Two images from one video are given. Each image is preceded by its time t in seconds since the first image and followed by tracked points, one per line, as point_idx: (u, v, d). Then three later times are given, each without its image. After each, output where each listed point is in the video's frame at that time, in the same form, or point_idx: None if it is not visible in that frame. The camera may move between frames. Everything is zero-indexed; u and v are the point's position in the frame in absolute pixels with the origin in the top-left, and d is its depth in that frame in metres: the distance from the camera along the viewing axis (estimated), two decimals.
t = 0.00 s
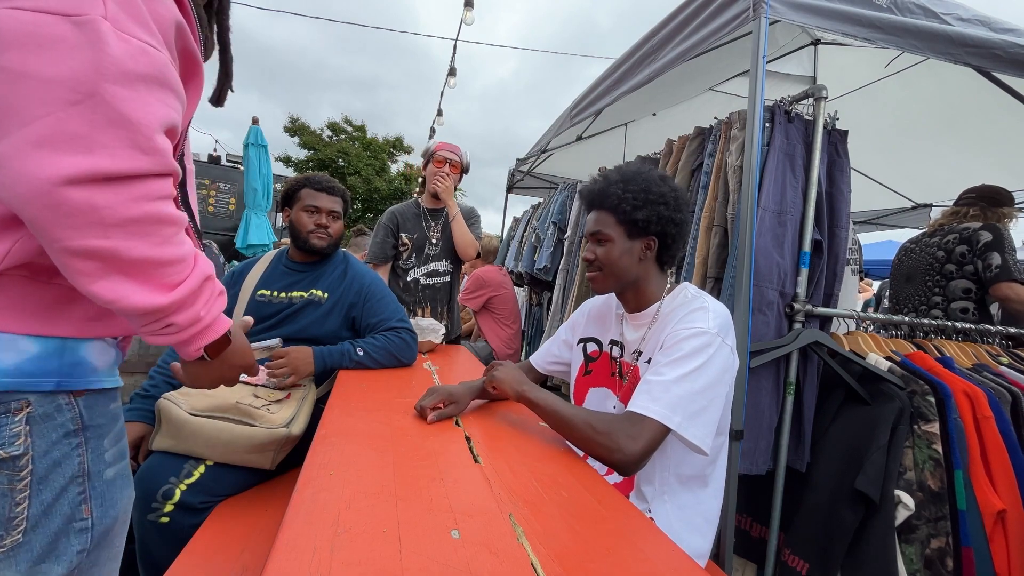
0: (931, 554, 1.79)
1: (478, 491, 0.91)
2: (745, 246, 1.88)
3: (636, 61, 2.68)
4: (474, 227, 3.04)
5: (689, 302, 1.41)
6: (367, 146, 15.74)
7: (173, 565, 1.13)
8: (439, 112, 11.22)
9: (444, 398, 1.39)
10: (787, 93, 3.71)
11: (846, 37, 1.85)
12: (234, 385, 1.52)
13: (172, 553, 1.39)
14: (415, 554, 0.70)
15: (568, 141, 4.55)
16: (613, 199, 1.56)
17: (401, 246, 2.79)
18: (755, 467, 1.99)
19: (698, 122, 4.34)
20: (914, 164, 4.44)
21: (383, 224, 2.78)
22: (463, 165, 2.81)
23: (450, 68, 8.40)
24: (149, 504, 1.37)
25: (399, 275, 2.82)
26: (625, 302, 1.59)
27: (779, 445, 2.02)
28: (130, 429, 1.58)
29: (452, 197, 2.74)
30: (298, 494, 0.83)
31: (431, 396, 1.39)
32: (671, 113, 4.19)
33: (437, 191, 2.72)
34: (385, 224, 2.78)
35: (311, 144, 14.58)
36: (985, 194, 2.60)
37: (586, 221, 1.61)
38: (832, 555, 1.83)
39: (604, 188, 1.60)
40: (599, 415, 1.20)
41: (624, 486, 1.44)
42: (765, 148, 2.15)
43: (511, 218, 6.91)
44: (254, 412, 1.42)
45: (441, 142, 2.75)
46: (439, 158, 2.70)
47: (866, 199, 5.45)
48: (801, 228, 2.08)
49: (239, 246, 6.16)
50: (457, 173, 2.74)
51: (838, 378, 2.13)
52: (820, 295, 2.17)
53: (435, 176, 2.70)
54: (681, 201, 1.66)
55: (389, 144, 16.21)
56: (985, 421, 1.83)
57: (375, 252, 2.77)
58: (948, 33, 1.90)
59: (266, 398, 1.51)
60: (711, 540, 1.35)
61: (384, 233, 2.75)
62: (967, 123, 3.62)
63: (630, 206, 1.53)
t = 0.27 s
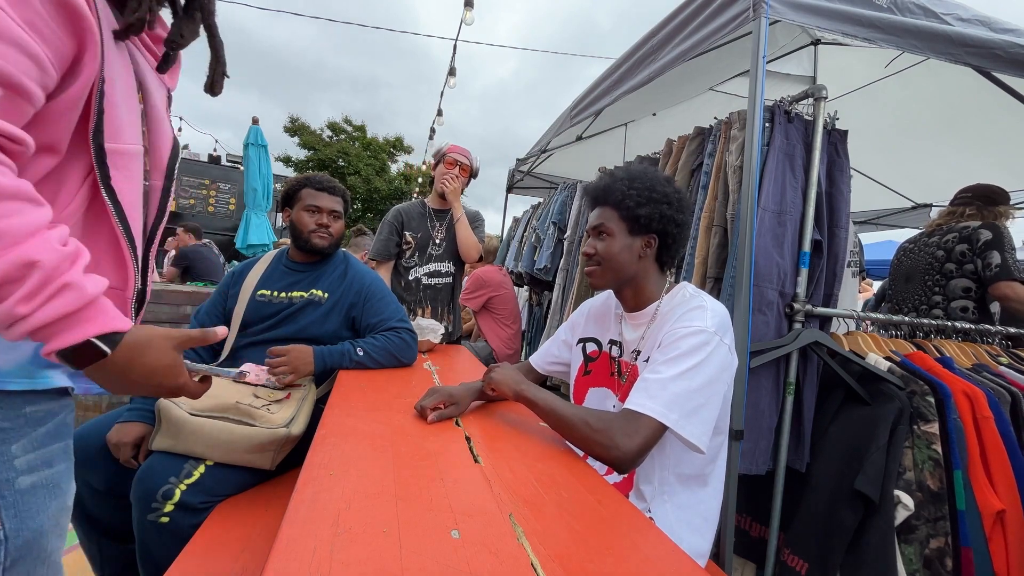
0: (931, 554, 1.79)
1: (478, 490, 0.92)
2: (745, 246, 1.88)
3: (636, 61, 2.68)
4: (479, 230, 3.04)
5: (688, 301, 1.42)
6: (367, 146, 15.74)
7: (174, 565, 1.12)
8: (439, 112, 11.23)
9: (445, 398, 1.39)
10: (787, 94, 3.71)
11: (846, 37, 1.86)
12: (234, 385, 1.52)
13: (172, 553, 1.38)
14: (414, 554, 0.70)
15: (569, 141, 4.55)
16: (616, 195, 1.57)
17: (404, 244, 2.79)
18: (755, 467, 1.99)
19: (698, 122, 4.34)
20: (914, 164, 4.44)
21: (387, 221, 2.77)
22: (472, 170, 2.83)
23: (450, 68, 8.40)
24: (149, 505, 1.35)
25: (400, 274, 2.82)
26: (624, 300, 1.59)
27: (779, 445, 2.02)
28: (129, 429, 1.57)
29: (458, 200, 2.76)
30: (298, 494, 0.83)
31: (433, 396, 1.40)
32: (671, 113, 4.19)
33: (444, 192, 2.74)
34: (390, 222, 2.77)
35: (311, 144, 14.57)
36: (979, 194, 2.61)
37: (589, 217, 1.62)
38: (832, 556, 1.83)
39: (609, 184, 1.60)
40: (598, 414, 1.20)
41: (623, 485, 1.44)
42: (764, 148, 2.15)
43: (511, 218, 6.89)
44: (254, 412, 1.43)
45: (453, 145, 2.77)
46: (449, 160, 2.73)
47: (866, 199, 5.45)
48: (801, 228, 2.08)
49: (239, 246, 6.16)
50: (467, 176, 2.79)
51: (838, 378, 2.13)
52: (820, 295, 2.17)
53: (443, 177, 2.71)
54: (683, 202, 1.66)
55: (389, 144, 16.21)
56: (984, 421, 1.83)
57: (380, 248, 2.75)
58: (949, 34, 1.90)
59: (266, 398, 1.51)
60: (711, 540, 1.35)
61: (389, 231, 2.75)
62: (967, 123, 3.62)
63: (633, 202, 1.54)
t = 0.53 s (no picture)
0: (931, 554, 1.79)
1: (478, 491, 0.92)
2: (745, 246, 1.89)
3: (636, 61, 2.68)
4: (484, 233, 3.03)
5: (688, 301, 1.42)
6: (367, 146, 15.73)
7: (174, 565, 1.12)
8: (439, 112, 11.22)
9: (447, 398, 1.39)
10: (787, 93, 3.71)
11: (846, 37, 1.86)
12: (234, 385, 1.52)
13: (172, 552, 1.38)
14: (414, 554, 0.70)
15: (569, 141, 4.55)
16: (616, 195, 1.57)
17: (409, 244, 2.79)
18: (755, 467, 1.99)
19: (698, 122, 4.34)
20: (914, 164, 4.44)
21: (393, 220, 2.76)
22: (480, 174, 2.86)
23: (450, 68, 8.40)
24: (149, 505, 1.35)
25: (404, 273, 2.81)
26: (624, 300, 1.59)
27: (779, 445, 2.02)
28: (129, 430, 1.57)
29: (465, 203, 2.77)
30: (298, 494, 0.83)
31: (435, 395, 1.40)
32: (671, 113, 4.19)
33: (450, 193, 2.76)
34: (396, 220, 2.76)
35: (311, 144, 14.56)
36: (976, 194, 2.61)
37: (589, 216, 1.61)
38: (832, 556, 1.83)
39: (607, 183, 1.60)
40: (598, 413, 1.20)
41: (623, 485, 1.44)
42: (764, 148, 2.15)
43: (511, 218, 6.88)
44: (254, 412, 1.43)
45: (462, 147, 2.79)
46: (456, 162, 2.74)
47: (866, 199, 5.45)
48: (801, 228, 2.08)
49: (239, 246, 6.16)
50: (474, 178, 2.80)
51: (838, 378, 2.13)
52: (820, 295, 2.17)
53: (452, 179, 2.73)
54: (682, 202, 1.66)
55: (389, 144, 16.21)
56: (984, 421, 1.83)
57: (385, 247, 2.74)
58: (949, 33, 1.90)
59: (267, 398, 1.51)
60: (711, 540, 1.35)
61: (394, 230, 2.73)
62: (967, 123, 3.62)
63: (631, 202, 1.54)
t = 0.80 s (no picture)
0: (931, 554, 1.79)
1: (478, 491, 0.92)
2: (745, 246, 1.88)
3: (636, 61, 2.68)
4: (488, 234, 3.02)
5: (686, 300, 1.42)
6: (367, 146, 15.73)
7: (174, 565, 1.12)
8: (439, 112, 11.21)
9: (448, 399, 1.38)
10: (787, 93, 3.71)
11: (846, 37, 1.86)
12: (234, 385, 1.52)
13: (172, 552, 1.38)
14: (415, 554, 0.70)
15: (569, 141, 4.55)
16: (619, 195, 1.57)
17: (413, 243, 2.79)
18: (755, 467, 1.99)
19: (698, 122, 4.34)
20: (914, 164, 4.44)
21: (397, 220, 2.77)
22: (483, 174, 2.85)
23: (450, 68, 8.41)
24: (149, 505, 1.35)
25: (407, 273, 2.81)
26: (623, 301, 1.59)
27: (779, 445, 2.02)
28: (129, 430, 1.57)
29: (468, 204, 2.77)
30: (298, 494, 0.83)
31: (436, 395, 1.40)
32: (671, 113, 4.19)
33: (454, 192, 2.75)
34: (399, 220, 2.77)
35: (311, 144, 14.57)
36: (975, 194, 2.62)
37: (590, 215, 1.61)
38: (832, 556, 1.83)
39: (611, 183, 1.60)
40: (595, 414, 1.19)
41: (622, 485, 1.44)
42: (765, 148, 2.15)
43: (511, 218, 6.87)
44: (254, 412, 1.43)
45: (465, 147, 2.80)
46: (459, 163, 2.75)
47: (865, 198, 5.45)
48: (801, 228, 2.08)
49: (239, 246, 6.16)
50: (477, 178, 2.80)
51: (838, 378, 2.13)
52: (820, 295, 2.17)
53: (454, 179, 2.73)
54: (683, 204, 1.67)
55: (389, 144, 16.21)
56: (985, 420, 1.83)
57: (389, 247, 2.74)
58: (949, 34, 1.90)
59: (267, 398, 1.51)
60: (711, 540, 1.35)
61: (398, 229, 2.74)
62: (967, 123, 3.62)
63: (635, 203, 1.54)
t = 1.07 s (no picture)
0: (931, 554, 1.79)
1: (478, 491, 0.91)
2: (745, 246, 1.89)
3: (636, 61, 2.68)
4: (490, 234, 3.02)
5: (682, 301, 1.42)
6: (367, 146, 15.74)
7: (174, 565, 1.12)
8: (439, 112, 11.21)
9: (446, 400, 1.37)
10: (787, 93, 3.71)
11: (846, 37, 1.86)
12: (234, 385, 1.52)
13: (172, 552, 1.38)
14: (414, 554, 0.70)
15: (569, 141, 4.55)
16: (624, 195, 1.56)
17: (413, 243, 2.79)
18: (755, 467, 1.99)
19: (698, 122, 4.34)
20: (914, 164, 4.44)
21: (398, 220, 2.77)
22: (484, 173, 2.84)
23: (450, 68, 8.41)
24: (149, 505, 1.34)
25: (408, 272, 2.81)
26: (618, 302, 1.60)
27: (779, 445, 2.02)
28: (129, 429, 1.56)
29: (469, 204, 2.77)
30: (298, 493, 0.83)
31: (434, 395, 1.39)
32: (671, 113, 4.19)
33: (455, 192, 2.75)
34: (400, 219, 2.77)
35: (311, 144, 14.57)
36: (979, 194, 2.62)
37: (591, 215, 1.61)
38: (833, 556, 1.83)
39: (616, 182, 1.59)
40: (587, 421, 1.18)
41: (621, 485, 1.44)
42: (765, 148, 2.15)
43: (511, 218, 6.87)
44: (254, 412, 1.42)
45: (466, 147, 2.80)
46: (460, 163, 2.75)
47: (865, 198, 5.45)
48: (801, 228, 2.08)
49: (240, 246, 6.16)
50: (479, 177, 2.79)
51: (838, 378, 2.13)
52: (820, 295, 2.17)
53: (455, 179, 2.73)
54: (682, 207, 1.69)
55: (389, 144, 16.21)
56: (985, 420, 1.83)
57: (390, 247, 2.74)
58: (949, 33, 1.90)
59: (267, 397, 1.51)
60: (711, 539, 1.35)
61: (399, 228, 2.74)
62: (967, 123, 3.62)
63: (640, 205, 1.55)
